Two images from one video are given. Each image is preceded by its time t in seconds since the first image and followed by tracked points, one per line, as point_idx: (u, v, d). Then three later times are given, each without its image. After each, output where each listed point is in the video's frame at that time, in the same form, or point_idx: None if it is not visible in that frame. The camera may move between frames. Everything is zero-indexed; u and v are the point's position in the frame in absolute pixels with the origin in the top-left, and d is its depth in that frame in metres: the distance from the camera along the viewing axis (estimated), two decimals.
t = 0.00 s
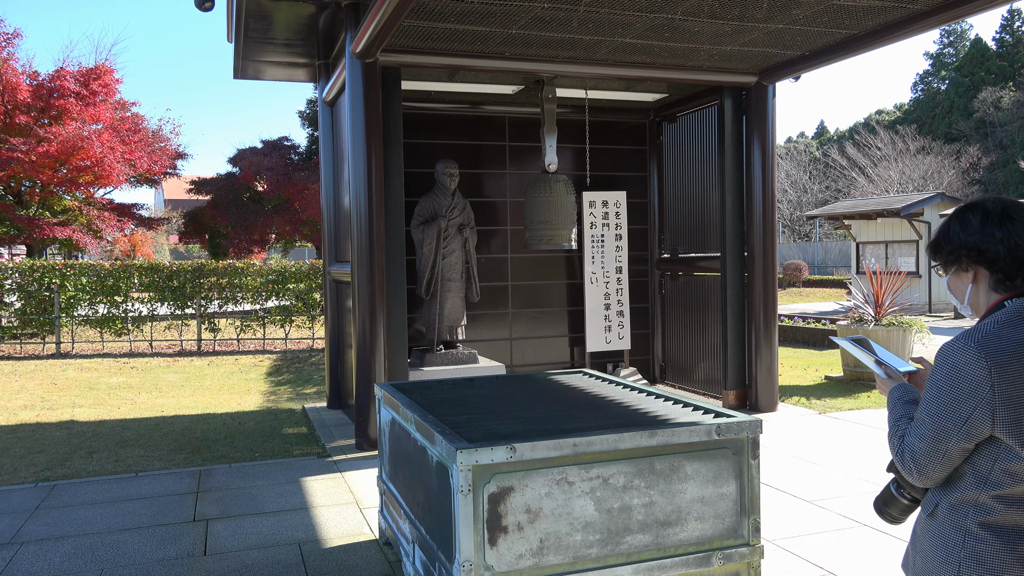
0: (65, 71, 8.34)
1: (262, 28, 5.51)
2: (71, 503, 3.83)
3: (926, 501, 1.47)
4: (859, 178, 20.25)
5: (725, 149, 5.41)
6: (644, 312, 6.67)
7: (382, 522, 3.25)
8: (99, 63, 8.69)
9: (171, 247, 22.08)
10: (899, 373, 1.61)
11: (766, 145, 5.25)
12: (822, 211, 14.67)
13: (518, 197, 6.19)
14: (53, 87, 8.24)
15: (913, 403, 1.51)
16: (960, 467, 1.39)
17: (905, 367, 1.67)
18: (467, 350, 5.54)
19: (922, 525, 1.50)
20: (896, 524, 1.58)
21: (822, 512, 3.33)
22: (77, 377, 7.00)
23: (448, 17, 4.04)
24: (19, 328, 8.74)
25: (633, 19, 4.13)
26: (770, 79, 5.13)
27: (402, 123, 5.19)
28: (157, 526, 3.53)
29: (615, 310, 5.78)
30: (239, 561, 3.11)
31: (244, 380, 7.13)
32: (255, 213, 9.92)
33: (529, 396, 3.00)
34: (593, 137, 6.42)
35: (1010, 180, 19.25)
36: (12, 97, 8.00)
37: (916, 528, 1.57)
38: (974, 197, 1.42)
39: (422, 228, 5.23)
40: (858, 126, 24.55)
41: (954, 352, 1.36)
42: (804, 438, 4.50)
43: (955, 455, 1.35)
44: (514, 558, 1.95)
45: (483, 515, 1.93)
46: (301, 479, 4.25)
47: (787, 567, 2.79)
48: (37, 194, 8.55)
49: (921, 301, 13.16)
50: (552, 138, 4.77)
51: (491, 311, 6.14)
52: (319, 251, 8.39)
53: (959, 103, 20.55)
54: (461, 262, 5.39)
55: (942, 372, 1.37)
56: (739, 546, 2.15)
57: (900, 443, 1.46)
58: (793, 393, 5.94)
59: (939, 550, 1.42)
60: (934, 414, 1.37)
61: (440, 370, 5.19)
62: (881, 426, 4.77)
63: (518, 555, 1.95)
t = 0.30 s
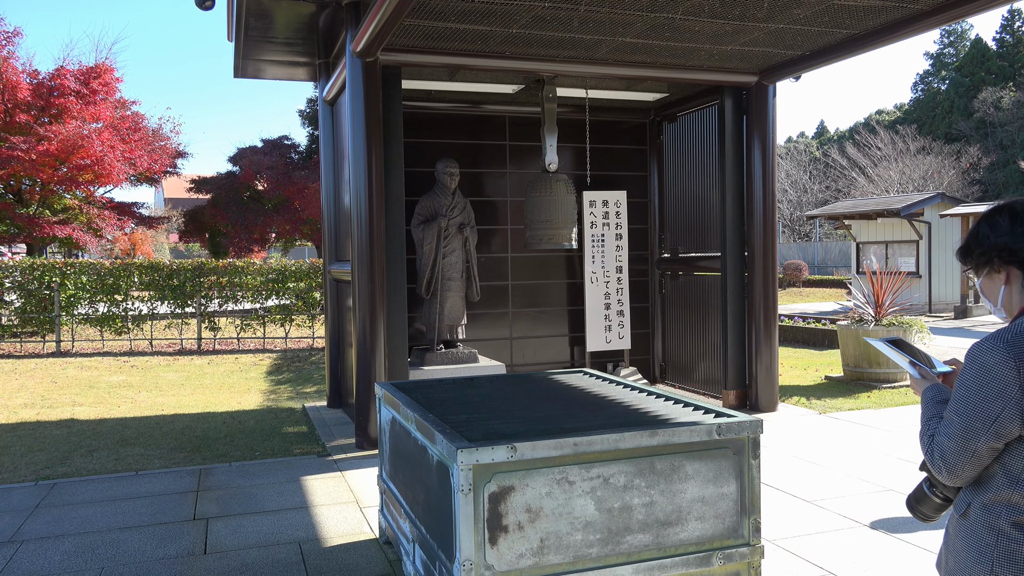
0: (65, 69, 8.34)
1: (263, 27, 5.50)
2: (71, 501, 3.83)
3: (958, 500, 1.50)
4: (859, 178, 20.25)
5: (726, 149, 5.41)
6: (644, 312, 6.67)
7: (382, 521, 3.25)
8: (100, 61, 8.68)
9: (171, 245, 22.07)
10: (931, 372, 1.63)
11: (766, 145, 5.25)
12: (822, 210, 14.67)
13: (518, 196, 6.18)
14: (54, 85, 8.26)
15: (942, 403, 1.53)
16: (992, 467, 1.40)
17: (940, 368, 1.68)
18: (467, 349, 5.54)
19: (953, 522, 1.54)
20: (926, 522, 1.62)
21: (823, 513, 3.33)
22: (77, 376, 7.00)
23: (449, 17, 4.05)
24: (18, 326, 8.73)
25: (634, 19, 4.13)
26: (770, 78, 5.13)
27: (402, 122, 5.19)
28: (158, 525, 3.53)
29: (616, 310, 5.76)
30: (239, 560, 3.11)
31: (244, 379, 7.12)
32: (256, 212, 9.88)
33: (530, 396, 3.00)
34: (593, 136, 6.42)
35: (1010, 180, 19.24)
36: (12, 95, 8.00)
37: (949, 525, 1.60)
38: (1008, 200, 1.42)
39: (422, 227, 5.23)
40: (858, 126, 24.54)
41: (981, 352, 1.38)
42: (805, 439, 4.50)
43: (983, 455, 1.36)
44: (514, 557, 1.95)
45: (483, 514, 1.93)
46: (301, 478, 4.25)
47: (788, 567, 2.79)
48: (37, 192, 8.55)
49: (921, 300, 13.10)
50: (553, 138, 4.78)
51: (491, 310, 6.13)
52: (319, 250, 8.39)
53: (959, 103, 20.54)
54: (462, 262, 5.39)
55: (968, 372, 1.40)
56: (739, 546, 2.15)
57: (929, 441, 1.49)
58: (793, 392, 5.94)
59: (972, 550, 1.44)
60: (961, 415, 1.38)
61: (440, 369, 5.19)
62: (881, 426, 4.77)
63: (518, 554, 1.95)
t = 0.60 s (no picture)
0: (66, 69, 8.36)
1: (263, 27, 5.51)
2: (72, 501, 3.83)
3: (976, 499, 1.52)
4: (860, 178, 20.26)
5: (726, 150, 5.41)
6: (644, 312, 6.66)
7: (382, 521, 3.25)
8: (101, 61, 8.68)
9: (172, 244, 22.07)
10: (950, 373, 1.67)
11: (767, 146, 5.25)
12: (822, 211, 14.66)
13: (519, 196, 6.18)
14: (55, 85, 8.27)
15: (957, 402, 1.56)
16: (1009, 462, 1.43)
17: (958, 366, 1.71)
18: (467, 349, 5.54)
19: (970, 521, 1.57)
20: (942, 520, 1.66)
21: (823, 512, 3.33)
22: (78, 375, 7.00)
23: (450, 17, 4.05)
24: (19, 326, 8.73)
25: (635, 19, 4.13)
26: (772, 79, 5.13)
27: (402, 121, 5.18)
28: (158, 524, 3.53)
29: (616, 310, 5.75)
30: (238, 559, 3.11)
31: (244, 378, 7.12)
32: (256, 212, 9.88)
33: (530, 395, 3.00)
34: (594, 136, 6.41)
35: (1010, 180, 19.21)
36: (13, 95, 8.01)
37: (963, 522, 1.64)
38: None
39: (423, 227, 5.23)
40: (858, 126, 24.53)
41: (998, 351, 1.41)
42: (806, 439, 4.50)
43: (1002, 452, 1.40)
44: (514, 557, 1.95)
45: (483, 515, 1.93)
46: (301, 477, 4.25)
47: (788, 566, 2.80)
48: (38, 191, 8.56)
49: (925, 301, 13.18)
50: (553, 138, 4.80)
51: (492, 310, 6.13)
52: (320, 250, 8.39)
53: (960, 104, 20.50)
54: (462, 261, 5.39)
55: (985, 371, 1.43)
56: (740, 546, 2.15)
57: (946, 438, 1.52)
58: (793, 392, 5.94)
59: (989, 549, 1.46)
60: (979, 413, 1.42)
61: (440, 369, 5.18)
62: (881, 426, 4.76)
63: (518, 553, 1.95)
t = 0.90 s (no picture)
0: (66, 69, 8.35)
1: (263, 27, 5.51)
2: (72, 501, 3.83)
3: (983, 499, 1.53)
4: (860, 178, 20.25)
5: (726, 149, 5.41)
6: (644, 311, 6.66)
7: (382, 520, 3.26)
8: (100, 60, 8.68)
9: (172, 244, 22.06)
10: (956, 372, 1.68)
11: (767, 145, 5.25)
12: (822, 211, 14.64)
13: (519, 196, 6.18)
14: (54, 85, 8.26)
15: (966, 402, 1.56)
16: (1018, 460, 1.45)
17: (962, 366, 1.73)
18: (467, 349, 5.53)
19: (977, 520, 1.58)
20: (945, 519, 1.67)
21: (823, 513, 3.33)
22: (78, 375, 7.00)
23: (449, 16, 4.05)
24: (19, 325, 8.72)
25: (635, 18, 4.13)
26: (772, 79, 5.13)
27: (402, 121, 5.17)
28: (158, 524, 3.53)
29: (616, 310, 5.75)
30: (238, 559, 3.11)
31: (244, 378, 7.11)
32: (256, 211, 9.87)
33: (530, 395, 3.00)
34: (594, 135, 6.40)
35: (1011, 180, 19.17)
36: (12, 95, 7.99)
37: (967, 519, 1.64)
38: None
39: (423, 227, 5.23)
40: (859, 126, 24.50)
41: (1009, 350, 1.42)
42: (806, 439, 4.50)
43: (1011, 452, 1.41)
44: (514, 556, 1.95)
45: (483, 514, 1.93)
46: (301, 477, 4.25)
47: (788, 566, 2.80)
48: (37, 191, 8.56)
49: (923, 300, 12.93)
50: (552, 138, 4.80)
51: (492, 310, 6.13)
52: (319, 249, 8.39)
53: (960, 104, 20.32)
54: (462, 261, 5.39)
55: (995, 370, 1.43)
56: (740, 545, 2.15)
57: (956, 440, 1.52)
58: (793, 392, 5.94)
59: (998, 548, 1.47)
60: (990, 413, 1.42)
61: (440, 369, 5.18)
62: (881, 426, 4.76)
63: (518, 553, 1.95)
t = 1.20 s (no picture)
0: (68, 67, 8.35)
1: (265, 25, 5.51)
2: (75, 498, 3.84)
3: (990, 497, 1.54)
4: (863, 176, 20.27)
5: (729, 148, 5.41)
6: (646, 309, 6.66)
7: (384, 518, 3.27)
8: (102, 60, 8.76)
9: (175, 243, 22.09)
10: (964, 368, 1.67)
11: (770, 144, 5.25)
12: (824, 210, 14.63)
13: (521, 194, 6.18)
14: (56, 83, 8.25)
15: (974, 399, 1.56)
16: None
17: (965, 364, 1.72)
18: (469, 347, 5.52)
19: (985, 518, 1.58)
20: (951, 518, 1.67)
21: (824, 511, 3.33)
22: (81, 373, 7.00)
23: (452, 14, 4.05)
24: (22, 324, 8.73)
25: (637, 16, 4.13)
26: (774, 78, 5.13)
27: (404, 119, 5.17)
28: (160, 522, 3.54)
29: (619, 308, 5.70)
30: (241, 557, 3.12)
31: (246, 376, 7.13)
32: (258, 210, 9.88)
33: (533, 393, 3.01)
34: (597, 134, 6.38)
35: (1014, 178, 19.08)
36: (14, 93, 7.94)
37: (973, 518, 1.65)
38: None
39: (425, 225, 5.23)
40: (861, 125, 24.45)
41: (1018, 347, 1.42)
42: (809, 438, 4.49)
43: (1020, 450, 1.40)
44: (517, 555, 1.95)
45: (486, 513, 1.93)
46: (304, 475, 4.26)
47: (790, 565, 2.80)
48: (39, 190, 8.61)
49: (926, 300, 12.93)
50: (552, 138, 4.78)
51: (494, 308, 6.13)
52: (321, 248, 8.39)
53: (962, 102, 20.07)
54: (464, 260, 5.38)
55: (1005, 365, 1.43)
56: (743, 544, 2.15)
57: (963, 437, 1.51)
58: (795, 391, 5.94)
59: (1006, 546, 1.47)
60: (998, 409, 1.42)
61: (442, 367, 5.18)
62: (883, 424, 4.76)
63: (521, 552, 1.96)
